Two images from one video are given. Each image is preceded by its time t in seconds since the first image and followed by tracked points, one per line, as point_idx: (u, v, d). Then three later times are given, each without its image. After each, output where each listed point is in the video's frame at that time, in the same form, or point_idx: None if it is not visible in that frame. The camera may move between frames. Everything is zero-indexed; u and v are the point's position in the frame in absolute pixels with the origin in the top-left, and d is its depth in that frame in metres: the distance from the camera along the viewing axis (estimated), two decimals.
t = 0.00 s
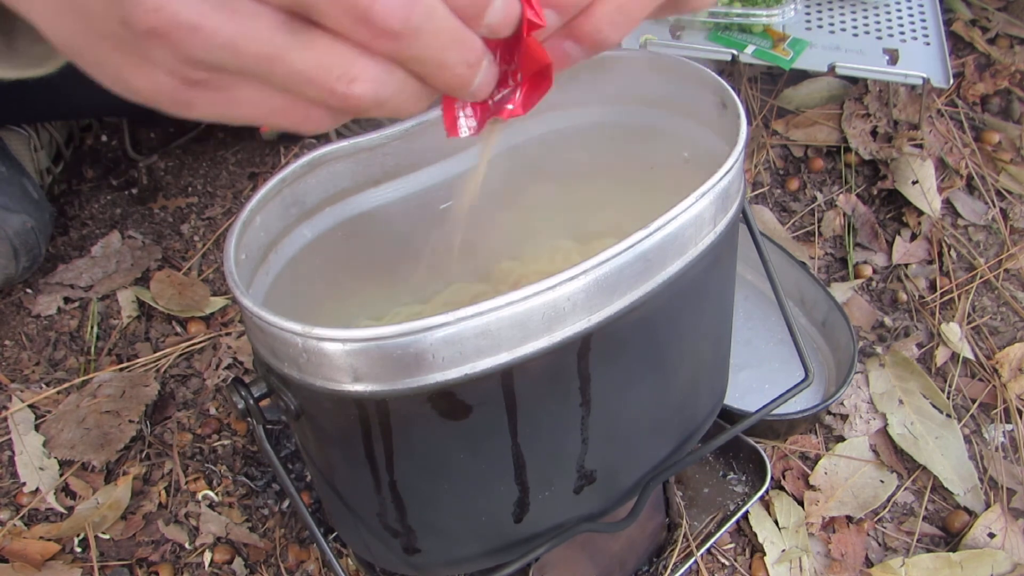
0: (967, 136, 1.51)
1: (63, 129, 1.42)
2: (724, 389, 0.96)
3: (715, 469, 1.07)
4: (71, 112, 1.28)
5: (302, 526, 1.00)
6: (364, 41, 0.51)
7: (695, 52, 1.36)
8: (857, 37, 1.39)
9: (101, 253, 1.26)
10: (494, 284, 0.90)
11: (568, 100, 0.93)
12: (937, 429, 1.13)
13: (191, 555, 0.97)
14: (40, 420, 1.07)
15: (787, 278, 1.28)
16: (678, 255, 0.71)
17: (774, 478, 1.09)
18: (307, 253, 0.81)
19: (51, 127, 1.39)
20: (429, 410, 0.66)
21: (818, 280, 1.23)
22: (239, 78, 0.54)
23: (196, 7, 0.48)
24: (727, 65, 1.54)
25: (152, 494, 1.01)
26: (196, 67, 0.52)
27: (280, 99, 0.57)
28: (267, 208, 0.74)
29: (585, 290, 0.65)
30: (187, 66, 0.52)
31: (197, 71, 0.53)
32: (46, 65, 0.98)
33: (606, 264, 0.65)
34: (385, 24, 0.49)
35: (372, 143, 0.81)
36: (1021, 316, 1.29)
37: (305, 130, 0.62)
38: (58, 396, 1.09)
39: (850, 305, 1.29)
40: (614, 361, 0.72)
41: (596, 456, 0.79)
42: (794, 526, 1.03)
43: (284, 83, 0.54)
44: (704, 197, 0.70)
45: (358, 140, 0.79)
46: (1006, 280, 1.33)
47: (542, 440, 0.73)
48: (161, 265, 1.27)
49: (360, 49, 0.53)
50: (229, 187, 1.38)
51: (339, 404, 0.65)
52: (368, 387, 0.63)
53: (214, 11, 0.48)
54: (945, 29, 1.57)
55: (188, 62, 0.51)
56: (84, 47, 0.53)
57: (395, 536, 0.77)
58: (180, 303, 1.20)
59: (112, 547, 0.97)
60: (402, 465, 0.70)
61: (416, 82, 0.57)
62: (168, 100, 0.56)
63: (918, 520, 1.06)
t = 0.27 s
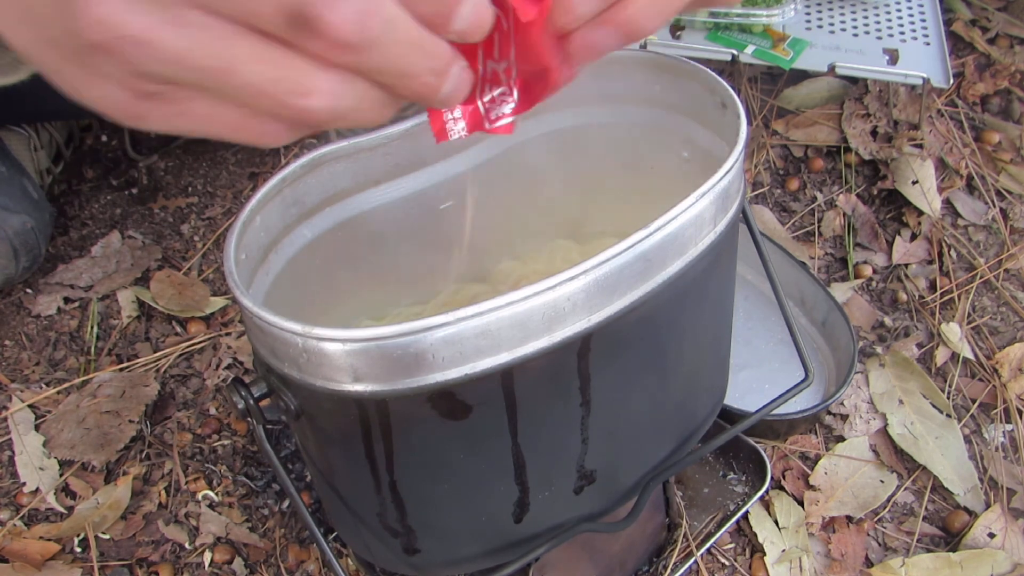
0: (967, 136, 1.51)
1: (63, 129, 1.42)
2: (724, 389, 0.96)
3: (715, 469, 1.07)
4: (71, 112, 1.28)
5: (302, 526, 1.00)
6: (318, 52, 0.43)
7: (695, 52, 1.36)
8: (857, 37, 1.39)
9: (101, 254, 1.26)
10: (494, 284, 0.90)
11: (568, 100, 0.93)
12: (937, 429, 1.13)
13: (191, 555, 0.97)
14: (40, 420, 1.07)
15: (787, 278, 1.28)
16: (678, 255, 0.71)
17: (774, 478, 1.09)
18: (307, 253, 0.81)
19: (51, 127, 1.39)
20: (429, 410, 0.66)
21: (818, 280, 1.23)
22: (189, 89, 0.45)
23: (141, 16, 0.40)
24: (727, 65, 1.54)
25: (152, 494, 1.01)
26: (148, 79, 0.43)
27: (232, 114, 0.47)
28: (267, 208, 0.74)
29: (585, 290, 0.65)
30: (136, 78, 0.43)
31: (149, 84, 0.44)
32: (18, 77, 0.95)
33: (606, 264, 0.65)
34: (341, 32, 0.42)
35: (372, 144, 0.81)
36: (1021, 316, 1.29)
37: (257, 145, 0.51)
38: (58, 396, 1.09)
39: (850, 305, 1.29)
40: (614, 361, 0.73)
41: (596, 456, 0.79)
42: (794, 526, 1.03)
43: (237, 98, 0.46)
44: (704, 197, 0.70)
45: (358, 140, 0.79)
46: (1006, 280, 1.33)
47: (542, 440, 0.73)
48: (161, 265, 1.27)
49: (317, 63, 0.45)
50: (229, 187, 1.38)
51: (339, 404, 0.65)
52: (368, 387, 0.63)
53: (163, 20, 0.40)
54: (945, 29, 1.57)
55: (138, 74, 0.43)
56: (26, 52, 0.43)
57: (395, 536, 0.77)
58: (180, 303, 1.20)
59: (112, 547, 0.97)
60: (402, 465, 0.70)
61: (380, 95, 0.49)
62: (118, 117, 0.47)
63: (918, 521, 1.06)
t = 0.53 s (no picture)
0: (967, 136, 1.51)
1: (63, 129, 1.42)
2: (723, 389, 0.96)
3: (715, 469, 1.07)
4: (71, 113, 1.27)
5: (301, 526, 1.00)
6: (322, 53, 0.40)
7: (695, 53, 1.36)
8: (857, 37, 1.39)
9: (101, 254, 1.26)
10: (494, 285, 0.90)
11: (568, 101, 0.94)
12: (937, 429, 1.13)
13: (191, 555, 0.97)
14: (40, 420, 1.07)
15: (787, 279, 1.28)
16: (678, 255, 0.71)
17: (774, 478, 1.09)
18: (307, 252, 0.81)
19: (51, 127, 1.39)
20: (429, 410, 0.66)
21: (818, 280, 1.23)
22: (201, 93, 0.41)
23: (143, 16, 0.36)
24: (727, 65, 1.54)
25: (152, 494, 1.01)
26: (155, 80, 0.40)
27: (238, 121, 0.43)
28: (267, 207, 0.74)
29: (585, 290, 0.65)
30: (142, 80, 0.39)
31: (154, 85, 0.40)
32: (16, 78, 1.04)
33: (606, 264, 0.65)
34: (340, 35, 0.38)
35: (373, 143, 0.81)
36: (1021, 316, 1.29)
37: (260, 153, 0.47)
38: (58, 396, 1.09)
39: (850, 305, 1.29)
40: (614, 361, 0.73)
41: (596, 456, 0.79)
42: (794, 526, 1.03)
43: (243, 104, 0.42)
44: (704, 197, 0.70)
45: (359, 140, 0.79)
46: (1006, 280, 1.33)
47: (542, 440, 0.73)
48: (161, 265, 1.27)
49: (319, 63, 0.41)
50: (229, 187, 1.38)
51: (339, 404, 0.65)
52: (368, 387, 0.63)
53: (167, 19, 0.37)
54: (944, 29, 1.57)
55: (144, 76, 0.39)
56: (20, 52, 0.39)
57: (395, 536, 0.77)
58: (180, 303, 1.20)
59: (113, 547, 0.97)
60: (402, 465, 0.70)
61: (376, 101, 0.46)
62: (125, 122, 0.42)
63: (918, 521, 1.06)
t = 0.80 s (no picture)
0: (967, 136, 1.51)
1: (64, 129, 1.42)
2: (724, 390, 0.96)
3: (715, 469, 1.07)
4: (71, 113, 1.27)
5: (302, 527, 1.00)
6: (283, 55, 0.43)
7: (695, 52, 1.36)
8: (857, 37, 1.39)
9: (101, 254, 1.26)
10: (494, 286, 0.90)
11: (569, 101, 0.93)
12: (937, 429, 1.13)
13: (191, 555, 0.97)
14: (40, 420, 1.07)
15: (787, 279, 1.28)
16: (678, 255, 0.71)
17: (774, 478, 1.09)
18: (307, 253, 0.81)
19: (51, 127, 1.39)
20: (429, 410, 0.66)
21: (817, 280, 1.23)
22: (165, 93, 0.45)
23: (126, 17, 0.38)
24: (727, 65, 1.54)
25: (152, 494, 1.01)
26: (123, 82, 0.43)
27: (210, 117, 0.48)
28: (267, 208, 0.74)
29: (585, 290, 0.65)
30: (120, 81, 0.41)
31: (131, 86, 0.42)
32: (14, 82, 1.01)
33: (606, 264, 0.65)
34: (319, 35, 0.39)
35: (372, 144, 0.81)
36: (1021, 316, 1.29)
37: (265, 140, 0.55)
38: (58, 396, 1.09)
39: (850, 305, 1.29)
40: (614, 361, 0.73)
41: (596, 456, 0.79)
42: (794, 526, 1.03)
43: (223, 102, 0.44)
44: (704, 197, 0.70)
45: (358, 140, 0.79)
46: (1006, 281, 1.33)
47: (542, 440, 0.73)
48: (161, 265, 1.27)
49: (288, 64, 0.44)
50: (229, 187, 1.38)
51: (339, 404, 0.65)
52: (368, 387, 0.63)
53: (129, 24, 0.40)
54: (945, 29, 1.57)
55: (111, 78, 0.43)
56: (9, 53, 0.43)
57: (395, 536, 0.77)
58: (180, 303, 1.20)
59: (112, 548, 0.97)
60: (402, 465, 0.70)
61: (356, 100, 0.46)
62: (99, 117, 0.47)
63: (918, 521, 1.06)
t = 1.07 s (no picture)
0: (967, 136, 1.51)
1: (63, 129, 1.42)
2: (724, 390, 0.96)
3: (715, 469, 1.07)
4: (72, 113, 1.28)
5: (301, 526, 1.00)
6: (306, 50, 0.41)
7: (695, 53, 1.36)
8: (857, 37, 1.39)
9: (101, 253, 1.26)
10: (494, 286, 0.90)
11: (568, 101, 0.93)
12: (937, 429, 1.13)
13: (191, 555, 0.97)
14: (40, 420, 1.07)
15: (787, 279, 1.28)
16: (678, 255, 0.71)
17: (774, 478, 1.09)
18: (307, 253, 0.81)
19: (51, 127, 1.39)
20: (429, 410, 0.66)
21: (817, 281, 1.23)
22: (188, 93, 0.43)
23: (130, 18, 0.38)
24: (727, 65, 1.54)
25: (152, 494, 1.01)
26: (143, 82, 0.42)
27: (226, 121, 0.45)
28: (267, 208, 0.74)
29: (586, 290, 0.65)
30: (125, 81, 0.42)
31: (139, 87, 0.42)
32: (17, 81, 0.95)
33: (606, 264, 0.65)
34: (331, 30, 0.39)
35: (373, 143, 0.81)
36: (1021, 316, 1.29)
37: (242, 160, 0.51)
38: (58, 396, 1.09)
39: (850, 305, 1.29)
40: (614, 361, 0.72)
41: (596, 456, 0.79)
42: (794, 526, 1.03)
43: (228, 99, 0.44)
44: (704, 197, 0.70)
45: (359, 140, 0.79)
46: (1006, 281, 1.33)
47: (542, 440, 0.73)
48: (161, 265, 1.27)
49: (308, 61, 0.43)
50: (229, 187, 1.38)
51: (339, 404, 0.65)
52: (368, 387, 0.63)
53: (151, 22, 0.39)
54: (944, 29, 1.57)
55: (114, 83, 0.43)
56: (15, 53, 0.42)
57: (395, 536, 0.77)
58: (180, 303, 1.20)
59: (113, 547, 0.97)
60: (401, 465, 0.70)
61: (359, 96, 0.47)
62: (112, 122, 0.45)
63: (918, 521, 1.06)
